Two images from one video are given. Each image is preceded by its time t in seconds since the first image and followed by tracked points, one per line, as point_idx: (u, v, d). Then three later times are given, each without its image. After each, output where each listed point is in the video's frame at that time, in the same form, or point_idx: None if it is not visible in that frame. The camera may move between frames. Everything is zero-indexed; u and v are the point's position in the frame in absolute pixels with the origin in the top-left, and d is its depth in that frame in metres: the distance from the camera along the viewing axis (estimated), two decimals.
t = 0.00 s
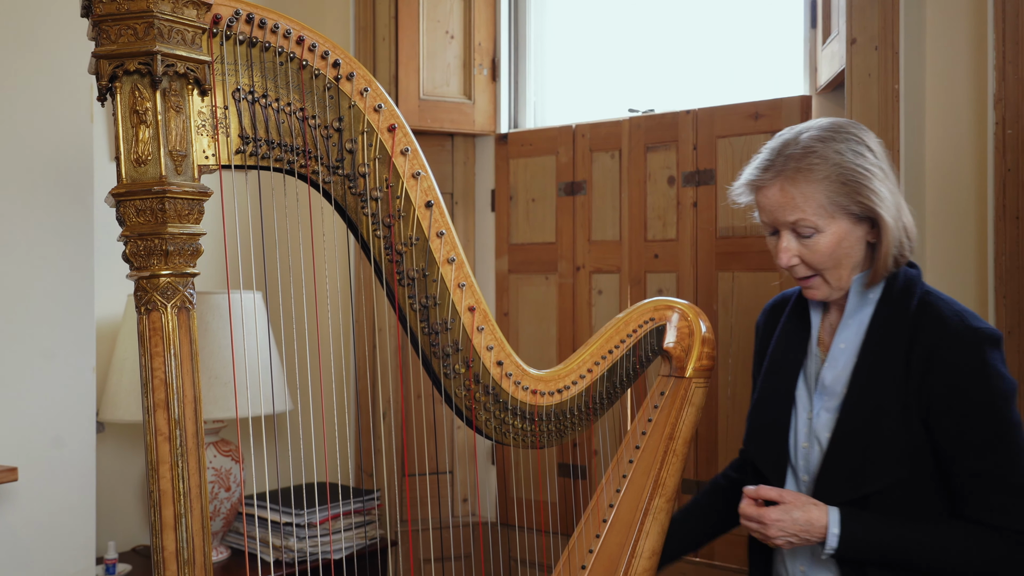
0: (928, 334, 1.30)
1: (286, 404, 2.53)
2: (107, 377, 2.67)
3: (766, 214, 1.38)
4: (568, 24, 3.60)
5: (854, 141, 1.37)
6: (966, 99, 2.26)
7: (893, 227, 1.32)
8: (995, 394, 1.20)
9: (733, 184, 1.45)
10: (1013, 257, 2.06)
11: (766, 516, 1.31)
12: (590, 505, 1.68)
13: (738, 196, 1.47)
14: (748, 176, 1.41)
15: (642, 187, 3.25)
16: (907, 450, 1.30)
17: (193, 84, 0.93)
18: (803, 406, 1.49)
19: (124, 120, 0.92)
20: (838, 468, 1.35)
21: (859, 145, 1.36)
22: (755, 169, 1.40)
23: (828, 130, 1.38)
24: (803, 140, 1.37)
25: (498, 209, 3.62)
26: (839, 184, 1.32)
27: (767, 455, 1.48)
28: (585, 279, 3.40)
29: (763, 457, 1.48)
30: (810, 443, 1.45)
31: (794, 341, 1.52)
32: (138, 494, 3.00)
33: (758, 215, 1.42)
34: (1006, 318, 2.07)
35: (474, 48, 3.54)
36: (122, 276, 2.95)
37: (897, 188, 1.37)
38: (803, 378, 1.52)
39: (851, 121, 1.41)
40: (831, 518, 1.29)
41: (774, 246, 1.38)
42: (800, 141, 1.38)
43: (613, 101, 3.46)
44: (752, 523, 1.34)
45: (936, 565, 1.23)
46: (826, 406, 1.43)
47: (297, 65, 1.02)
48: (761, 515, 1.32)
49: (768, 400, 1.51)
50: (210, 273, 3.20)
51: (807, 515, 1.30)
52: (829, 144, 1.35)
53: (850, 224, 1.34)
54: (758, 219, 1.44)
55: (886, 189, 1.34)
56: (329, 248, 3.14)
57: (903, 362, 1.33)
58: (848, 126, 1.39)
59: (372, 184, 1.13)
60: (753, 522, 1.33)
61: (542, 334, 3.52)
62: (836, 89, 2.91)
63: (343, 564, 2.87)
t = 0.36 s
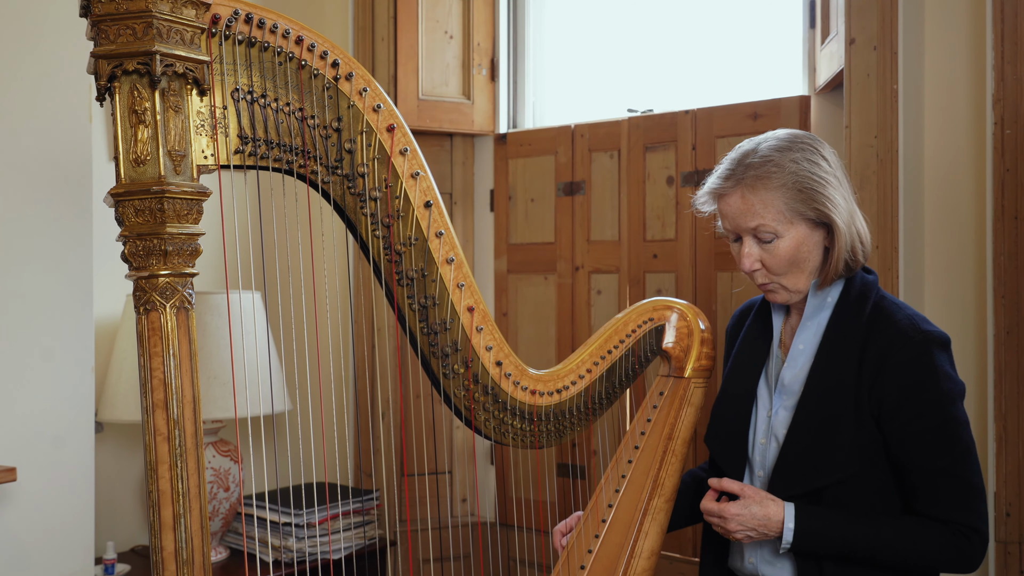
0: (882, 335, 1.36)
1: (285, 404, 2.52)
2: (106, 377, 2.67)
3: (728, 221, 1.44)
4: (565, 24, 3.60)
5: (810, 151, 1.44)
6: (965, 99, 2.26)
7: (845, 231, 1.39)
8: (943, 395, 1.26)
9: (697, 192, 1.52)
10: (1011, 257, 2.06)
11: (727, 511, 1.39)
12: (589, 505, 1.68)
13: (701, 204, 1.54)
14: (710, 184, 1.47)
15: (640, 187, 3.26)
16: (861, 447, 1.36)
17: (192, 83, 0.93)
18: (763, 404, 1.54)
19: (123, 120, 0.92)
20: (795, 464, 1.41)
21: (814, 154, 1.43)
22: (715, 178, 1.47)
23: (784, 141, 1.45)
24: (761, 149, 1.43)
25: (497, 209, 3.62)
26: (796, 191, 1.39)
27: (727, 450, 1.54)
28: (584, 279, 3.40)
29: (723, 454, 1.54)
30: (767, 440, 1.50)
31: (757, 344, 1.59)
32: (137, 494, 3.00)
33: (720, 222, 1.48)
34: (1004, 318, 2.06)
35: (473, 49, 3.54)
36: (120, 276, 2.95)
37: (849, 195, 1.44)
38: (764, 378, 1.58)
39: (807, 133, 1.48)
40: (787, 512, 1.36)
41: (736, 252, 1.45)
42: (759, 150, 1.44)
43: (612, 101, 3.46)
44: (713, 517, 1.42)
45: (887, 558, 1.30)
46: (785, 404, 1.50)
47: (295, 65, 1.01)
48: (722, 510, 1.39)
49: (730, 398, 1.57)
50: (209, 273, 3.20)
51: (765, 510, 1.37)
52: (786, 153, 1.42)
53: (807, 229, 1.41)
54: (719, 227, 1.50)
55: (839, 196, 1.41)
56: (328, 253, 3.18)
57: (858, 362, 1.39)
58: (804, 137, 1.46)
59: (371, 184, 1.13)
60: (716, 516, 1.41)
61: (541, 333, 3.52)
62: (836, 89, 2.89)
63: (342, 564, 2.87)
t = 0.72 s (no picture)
0: (870, 333, 1.36)
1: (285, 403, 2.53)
2: (104, 377, 2.67)
3: (720, 221, 1.44)
4: (564, 24, 3.60)
5: (801, 153, 1.44)
6: (963, 99, 2.26)
7: (834, 231, 1.40)
8: (932, 390, 1.27)
9: (689, 193, 1.52)
10: (1009, 258, 2.06)
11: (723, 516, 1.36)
12: (588, 505, 1.68)
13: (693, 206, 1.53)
14: (702, 185, 1.47)
15: (639, 187, 3.26)
16: (850, 443, 1.36)
17: (191, 83, 0.93)
18: (750, 403, 1.54)
19: (121, 121, 0.92)
20: (785, 460, 1.40)
21: (805, 156, 1.44)
22: (707, 178, 1.47)
23: (777, 142, 1.45)
24: (753, 150, 1.44)
25: (495, 209, 3.62)
26: (787, 191, 1.39)
27: (716, 448, 1.53)
28: (583, 279, 3.40)
29: (713, 452, 1.53)
30: (756, 436, 1.50)
31: (746, 344, 1.59)
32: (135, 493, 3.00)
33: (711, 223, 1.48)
34: (1002, 318, 2.06)
35: (472, 48, 3.54)
36: (118, 275, 2.94)
37: (838, 197, 1.45)
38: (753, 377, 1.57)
39: (797, 136, 1.48)
40: (784, 512, 1.35)
41: (728, 252, 1.44)
42: (751, 151, 1.44)
43: (610, 101, 3.46)
44: (708, 521, 1.38)
45: (879, 554, 1.30)
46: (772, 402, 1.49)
47: (294, 65, 1.01)
48: (718, 512, 1.36)
49: (719, 396, 1.56)
50: (208, 273, 3.20)
51: (760, 510, 1.35)
52: (778, 154, 1.43)
53: (799, 229, 1.41)
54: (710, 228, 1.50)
55: (829, 196, 1.42)
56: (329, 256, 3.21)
57: (846, 360, 1.39)
58: (795, 139, 1.46)
59: (369, 184, 1.13)
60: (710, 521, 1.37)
61: (539, 333, 3.52)
62: (834, 89, 2.85)
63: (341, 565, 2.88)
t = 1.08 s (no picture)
0: (855, 333, 1.35)
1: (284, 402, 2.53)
2: (102, 377, 2.66)
3: (718, 207, 1.45)
4: (562, 24, 3.60)
5: (804, 147, 1.45)
6: (961, 99, 2.27)
7: (831, 226, 1.40)
8: (911, 392, 1.26)
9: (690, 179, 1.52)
10: (1007, 257, 2.06)
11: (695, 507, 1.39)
12: (589, 506, 1.69)
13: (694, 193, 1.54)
14: (703, 171, 1.48)
15: (637, 187, 3.26)
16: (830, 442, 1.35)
17: (193, 83, 0.93)
18: (736, 400, 1.54)
19: (123, 120, 0.92)
20: (764, 457, 1.40)
21: (809, 150, 1.44)
22: (710, 165, 1.47)
23: (781, 134, 1.45)
24: (757, 140, 1.44)
25: (493, 209, 3.62)
26: (787, 182, 1.40)
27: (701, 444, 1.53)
28: (581, 280, 3.40)
29: (700, 446, 1.54)
30: (739, 432, 1.50)
31: (740, 343, 1.59)
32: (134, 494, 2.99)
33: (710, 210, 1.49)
34: (1000, 318, 2.07)
35: (470, 48, 3.54)
36: (117, 275, 2.94)
37: (838, 193, 1.45)
38: (741, 375, 1.57)
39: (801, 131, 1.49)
40: (756, 508, 1.35)
41: (723, 239, 1.45)
42: (754, 142, 1.45)
43: (608, 101, 3.46)
44: (683, 512, 1.41)
45: (853, 555, 1.29)
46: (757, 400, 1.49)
47: (296, 65, 1.01)
48: (691, 504, 1.39)
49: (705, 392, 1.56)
50: (210, 273, 3.20)
51: (733, 505, 1.37)
52: (781, 145, 1.43)
53: (795, 221, 1.41)
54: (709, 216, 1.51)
55: (828, 192, 1.42)
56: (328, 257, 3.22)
57: (830, 359, 1.38)
58: (799, 134, 1.47)
59: (371, 184, 1.12)
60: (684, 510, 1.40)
61: (538, 333, 3.52)
62: (832, 89, 2.85)
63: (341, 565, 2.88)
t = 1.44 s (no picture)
0: (858, 335, 1.35)
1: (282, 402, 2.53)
2: (100, 377, 2.66)
3: (728, 209, 1.44)
4: (560, 24, 3.60)
5: (812, 149, 1.45)
6: (959, 100, 2.27)
7: (841, 228, 1.40)
8: (914, 395, 1.26)
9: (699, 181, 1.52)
10: (1004, 257, 2.06)
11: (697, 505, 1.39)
12: (586, 506, 1.68)
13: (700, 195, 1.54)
14: (712, 173, 1.47)
15: (635, 187, 3.26)
16: (832, 443, 1.35)
17: (189, 83, 0.93)
18: (737, 401, 1.54)
19: (120, 120, 0.92)
20: (765, 457, 1.40)
21: (817, 153, 1.44)
22: (719, 167, 1.47)
23: (789, 137, 1.45)
24: (767, 142, 1.44)
25: (491, 209, 3.62)
26: (797, 184, 1.40)
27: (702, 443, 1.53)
28: (579, 279, 3.40)
29: (700, 447, 1.55)
30: (739, 432, 1.50)
31: (742, 344, 1.59)
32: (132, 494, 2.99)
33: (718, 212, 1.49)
34: (998, 318, 2.07)
35: (468, 48, 3.54)
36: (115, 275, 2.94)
37: (847, 196, 1.45)
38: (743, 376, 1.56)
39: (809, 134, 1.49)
40: (757, 508, 1.35)
41: (733, 241, 1.45)
42: (763, 144, 1.45)
43: (606, 101, 3.46)
44: (684, 512, 1.41)
45: (853, 557, 1.29)
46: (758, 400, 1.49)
47: (293, 65, 1.01)
48: (692, 504, 1.39)
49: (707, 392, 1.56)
50: (206, 273, 3.20)
51: (734, 505, 1.37)
52: (790, 147, 1.43)
53: (805, 222, 1.41)
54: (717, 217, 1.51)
55: (838, 194, 1.42)
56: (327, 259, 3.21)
57: (833, 360, 1.38)
58: (807, 137, 1.47)
59: (368, 184, 1.12)
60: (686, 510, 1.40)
61: (536, 333, 3.52)
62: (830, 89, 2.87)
63: (339, 565, 2.88)
